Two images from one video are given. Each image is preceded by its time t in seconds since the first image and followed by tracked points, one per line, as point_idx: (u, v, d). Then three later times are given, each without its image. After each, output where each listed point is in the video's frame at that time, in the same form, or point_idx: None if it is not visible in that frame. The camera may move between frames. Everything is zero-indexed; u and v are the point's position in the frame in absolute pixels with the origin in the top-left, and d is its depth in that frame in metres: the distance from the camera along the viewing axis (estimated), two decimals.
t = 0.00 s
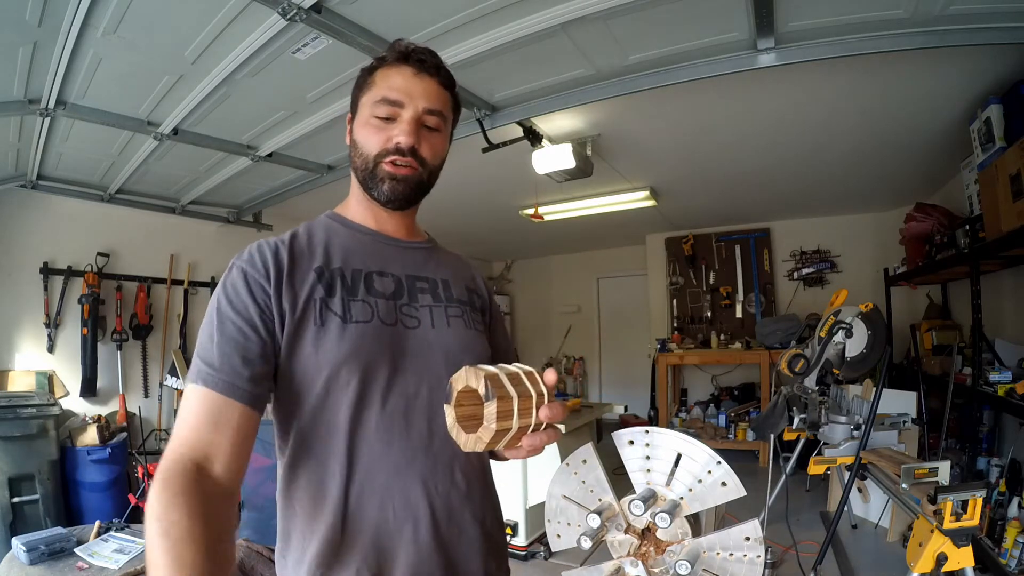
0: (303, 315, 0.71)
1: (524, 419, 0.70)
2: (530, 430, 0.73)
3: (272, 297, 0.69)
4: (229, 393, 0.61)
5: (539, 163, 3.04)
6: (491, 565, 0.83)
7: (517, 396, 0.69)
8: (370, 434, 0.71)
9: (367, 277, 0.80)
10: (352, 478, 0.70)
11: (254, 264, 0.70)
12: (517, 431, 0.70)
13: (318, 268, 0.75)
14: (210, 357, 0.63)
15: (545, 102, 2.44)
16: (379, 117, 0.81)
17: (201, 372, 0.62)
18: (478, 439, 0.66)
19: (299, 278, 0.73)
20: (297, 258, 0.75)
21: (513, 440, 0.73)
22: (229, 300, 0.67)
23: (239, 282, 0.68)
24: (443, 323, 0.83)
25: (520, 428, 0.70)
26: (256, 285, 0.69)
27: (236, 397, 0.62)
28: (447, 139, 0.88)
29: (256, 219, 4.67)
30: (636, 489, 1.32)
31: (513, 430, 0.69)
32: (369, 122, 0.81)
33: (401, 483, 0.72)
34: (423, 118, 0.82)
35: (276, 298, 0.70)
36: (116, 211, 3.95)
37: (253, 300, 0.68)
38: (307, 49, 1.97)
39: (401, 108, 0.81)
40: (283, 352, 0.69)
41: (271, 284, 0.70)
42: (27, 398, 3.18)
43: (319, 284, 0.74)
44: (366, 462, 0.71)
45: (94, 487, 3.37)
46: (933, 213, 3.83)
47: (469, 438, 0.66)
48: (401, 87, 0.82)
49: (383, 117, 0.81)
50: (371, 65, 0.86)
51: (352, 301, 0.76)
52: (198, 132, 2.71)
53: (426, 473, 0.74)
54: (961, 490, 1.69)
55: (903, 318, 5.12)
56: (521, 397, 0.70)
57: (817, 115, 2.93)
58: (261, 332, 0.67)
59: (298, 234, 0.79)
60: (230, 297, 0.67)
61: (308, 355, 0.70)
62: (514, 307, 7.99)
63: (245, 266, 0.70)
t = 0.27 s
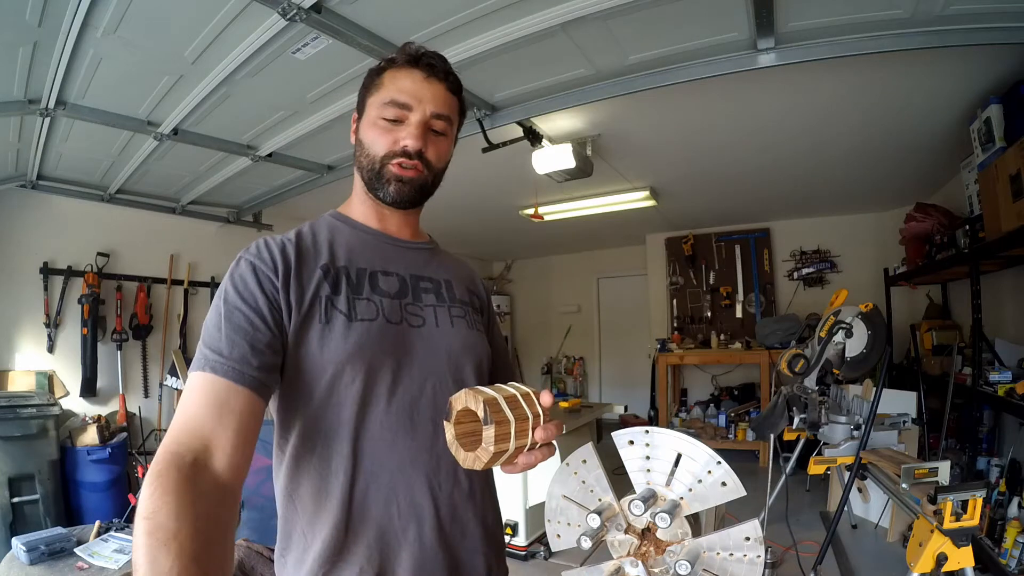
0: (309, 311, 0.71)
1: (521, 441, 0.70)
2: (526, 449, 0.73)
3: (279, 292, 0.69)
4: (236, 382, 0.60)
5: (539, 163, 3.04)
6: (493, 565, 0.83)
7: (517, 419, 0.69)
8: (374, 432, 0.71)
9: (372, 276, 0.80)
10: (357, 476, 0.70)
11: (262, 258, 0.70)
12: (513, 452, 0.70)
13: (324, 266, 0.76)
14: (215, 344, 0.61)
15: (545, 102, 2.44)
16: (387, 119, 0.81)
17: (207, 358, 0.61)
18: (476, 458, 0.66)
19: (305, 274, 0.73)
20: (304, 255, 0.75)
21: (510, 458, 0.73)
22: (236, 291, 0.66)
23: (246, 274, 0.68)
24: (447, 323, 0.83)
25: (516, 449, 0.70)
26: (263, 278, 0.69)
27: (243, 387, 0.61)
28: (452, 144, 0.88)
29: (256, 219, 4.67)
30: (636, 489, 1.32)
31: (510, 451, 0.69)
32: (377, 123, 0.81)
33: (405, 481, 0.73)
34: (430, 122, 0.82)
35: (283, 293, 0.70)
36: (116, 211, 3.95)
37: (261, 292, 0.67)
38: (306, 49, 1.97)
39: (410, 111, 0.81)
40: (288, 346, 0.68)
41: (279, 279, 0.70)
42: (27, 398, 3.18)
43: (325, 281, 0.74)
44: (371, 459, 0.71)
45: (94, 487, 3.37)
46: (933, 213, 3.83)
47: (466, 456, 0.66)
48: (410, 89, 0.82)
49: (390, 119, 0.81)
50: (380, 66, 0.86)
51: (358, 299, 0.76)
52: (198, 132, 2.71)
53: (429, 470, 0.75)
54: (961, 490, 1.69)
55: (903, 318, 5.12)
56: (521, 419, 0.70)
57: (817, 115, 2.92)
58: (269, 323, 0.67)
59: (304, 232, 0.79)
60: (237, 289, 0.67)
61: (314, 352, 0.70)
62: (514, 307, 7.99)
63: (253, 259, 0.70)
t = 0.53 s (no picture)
0: (306, 315, 0.72)
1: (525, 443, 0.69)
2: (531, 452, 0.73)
3: (273, 299, 0.70)
4: (232, 395, 0.62)
5: (539, 163, 3.04)
6: (493, 564, 0.83)
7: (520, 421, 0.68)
8: (377, 432, 0.71)
9: (373, 277, 0.80)
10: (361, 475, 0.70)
11: (257, 267, 0.71)
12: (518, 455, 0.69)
13: (322, 268, 0.76)
14: (212, 360, 0.64)
15: (545, 102, 2.44)
16: (396, 115, 0.81)
17: (205, 373, 0.63)
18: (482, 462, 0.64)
19: (302, 279, 0.73)
20: (301, 259, 0.75)
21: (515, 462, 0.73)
22: (231, 304, 0.68)
23: (241, 285, 0.69)
24: (448, 322, 0.83)
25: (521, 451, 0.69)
26: (257, 288, 0.70)
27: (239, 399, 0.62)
28: (459, 144, 0.88)
29: (256, 219, 4.67)
30: (636, 489, 1.32)
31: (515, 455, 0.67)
32: (386, 119, 0.82)
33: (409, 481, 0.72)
34: (438, 120, 0.82)
35: (278, 301, 0.71)
36: (116, 211, 3.95)
37: (253, 304, 0.69)
38: (307, 49, 1.97)
39: (418, 107, 0.82)
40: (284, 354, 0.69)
41: (273, 286, 0.71)
42: (27, 398, 3.18)
43: (322, 284, 0.74)
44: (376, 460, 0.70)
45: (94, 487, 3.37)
46: (933, 213, 3.83)
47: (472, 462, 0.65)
48: (419, 87, 0.83)
49: (399, 116, 0.81)
50: (390, 66, 0.88)
51: (358, 300, 0.76)
52: (198, 132, 2.71)
53: (434, 471, 0.74)
54: (961, 490, 1.69)
55: (903, 318, 5.12)
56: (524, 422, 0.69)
57: (817, 115, 2.93)
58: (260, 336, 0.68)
59: (303, 234, 0.80)
60: (231, 304, 0.68)
61: (312, 356, 0.70)
62: (514, 307, 7.99)
63: (248, 268, 0.71)
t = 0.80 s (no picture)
0: (307, 315, 0.71)
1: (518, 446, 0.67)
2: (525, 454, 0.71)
3: (276, 300, 0.70)
4: (242, 396, 0.63)
5: (539, 163, 3.04)
6: (495, 566, 0.83)
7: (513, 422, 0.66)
8: (373, 432, 0.72)
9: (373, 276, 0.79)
10: (356, 477, 0.71)
11: (258, 268, 0.71)
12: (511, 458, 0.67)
13: (321, 269, 0.75)
14: (222, 363, 0.65)
15: (545, 102, 2.44)
16: (396, 118, 0.80)
17: (216, 377, 0.64)
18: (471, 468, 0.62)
19: (302, 279, 0.73)
20: (302, 260, 0.75)
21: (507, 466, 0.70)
22: (236, 306, 0.69)
23: (244, 286, 0.69)
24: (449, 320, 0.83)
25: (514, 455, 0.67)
26: (260, 288, 0.70)
27: (249, 400, 0.63)
28: (457, 148, 0.87)
29: (256, 219, 4.67)
30: (636, 489, 1.32)
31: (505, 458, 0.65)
32: (386, 122, 0.80)
33: (403, 482, 0.73)
34: (438, 122, 0.81)
35: (281, 301, 0.70)
36: (116, 211, 3.94)
37: (257, 304, 0.69)
38: (306, 49, 1.97)
39: (418, 110, 0.81)
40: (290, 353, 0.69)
41: (275, 286, 0.70)
42: (27, 398, 3.18)
43: (321, 284, 0.74)
44: (369, 461, 0.71)
45: (94, 487, 3.37)
46: (933, 214, 3.83)
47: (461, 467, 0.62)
48: (419, 90, 0.83)
49: (399, 118, 0.80)
50: (390, 69, 0.88)
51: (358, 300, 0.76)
52: (198, 133, 2.71)
53: (427, 470, 0.75)
54: (961, 490, 1.70)
55: (903, 318, 5.12)
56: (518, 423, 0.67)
57: (817, 115, 2.93)
58: (266, 334, 0.68)
59: (303, 236, 0.79)
60: (239, 304, 0.69)
61: (315, 358, 0.70)
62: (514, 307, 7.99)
63: (250, 270, 0.71)
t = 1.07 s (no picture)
0: (314, 315, 0.72)
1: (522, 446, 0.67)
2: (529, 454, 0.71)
3: (283, 298, 0.70)
4: (251, 394, 0.63)
5: (539, 163, 3.04)
6: (497, 566, 0.83)
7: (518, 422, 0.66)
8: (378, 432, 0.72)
9: (377, 277, 0.80)
10: (360, 476, 0.71)
11: (266, 265, 0.71)
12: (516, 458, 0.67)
13: (327, 268, 0.76)
14: (230, 360, 0.64)
15: (545, 102, 2.44)
16: (399, 119, 0.81)
17: (224, 374, 0.64)
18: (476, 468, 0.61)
19: (309, 278, 0.73)
20: (308, 259, 0.75)
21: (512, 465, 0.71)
22: (243, 302, 0.68)
23: (252, 284, 0.69)
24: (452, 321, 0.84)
25: (519, 454, 0.67)
26: (267, 286, 0.70)
27: (258, 399, 0.64)
28: (462, 148, 0.88)
29: (256, 219, 4.67)
30: (636, 489, 1.32)
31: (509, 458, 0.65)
32: (389, 124, 0.81)
33: (406, 482, 0.73)
34: (441, 123, 0.83)
35: (288, 300, 0.70)
36: (116, 211, 3.94)
37: (265, 301, 0.69)
38: (307, 49, 1.97)
39: (422, 111, 0.82)
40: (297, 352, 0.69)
41: (282, 284, 0.70)
42: (27, 398, 3.18)
43: (327, 284, 0.74)
44: (374, 461, 0.71)
45: (94, 487, 3.37)
46: (933, 214, 3.83)
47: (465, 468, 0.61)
48: (422, 90, 0.83)
49: (402, 119, 0.81)
50: (392, 70, 0.88)
51: (363, 300, 0.76)
52: (198, 133, 2.71)
53: (431, 469, 0.75)
54: (961, 490, 1.69)
55: (903, 318, 5.12)
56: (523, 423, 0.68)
57: (817, 115, 2.93)
58: (274, 332, 0.68)
59: (308, 235, 0.79)
60: (246, 301, 0.68)
61: (321, 356, 0.71)
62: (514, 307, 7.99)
63: (257, 267, 0.71)
